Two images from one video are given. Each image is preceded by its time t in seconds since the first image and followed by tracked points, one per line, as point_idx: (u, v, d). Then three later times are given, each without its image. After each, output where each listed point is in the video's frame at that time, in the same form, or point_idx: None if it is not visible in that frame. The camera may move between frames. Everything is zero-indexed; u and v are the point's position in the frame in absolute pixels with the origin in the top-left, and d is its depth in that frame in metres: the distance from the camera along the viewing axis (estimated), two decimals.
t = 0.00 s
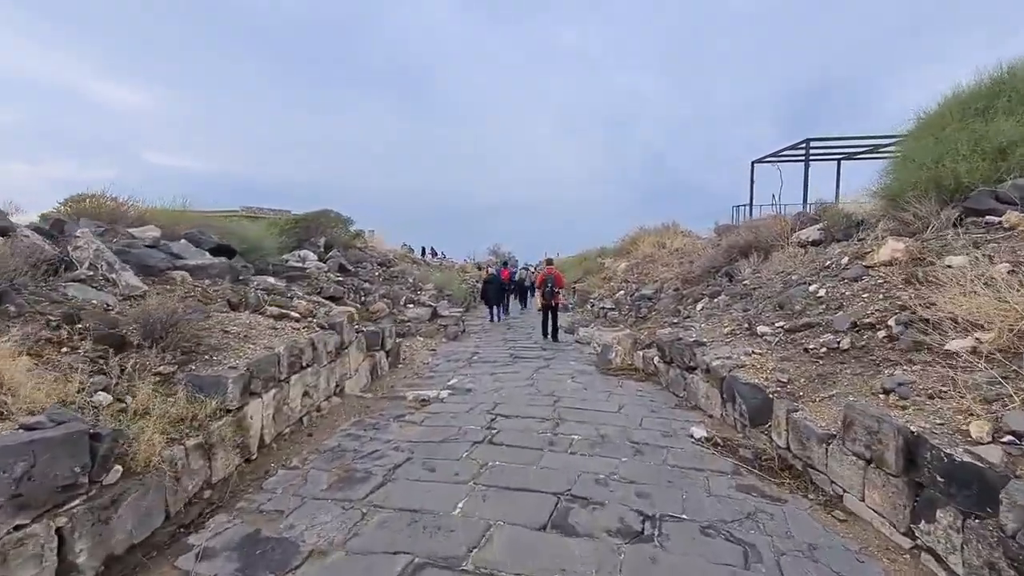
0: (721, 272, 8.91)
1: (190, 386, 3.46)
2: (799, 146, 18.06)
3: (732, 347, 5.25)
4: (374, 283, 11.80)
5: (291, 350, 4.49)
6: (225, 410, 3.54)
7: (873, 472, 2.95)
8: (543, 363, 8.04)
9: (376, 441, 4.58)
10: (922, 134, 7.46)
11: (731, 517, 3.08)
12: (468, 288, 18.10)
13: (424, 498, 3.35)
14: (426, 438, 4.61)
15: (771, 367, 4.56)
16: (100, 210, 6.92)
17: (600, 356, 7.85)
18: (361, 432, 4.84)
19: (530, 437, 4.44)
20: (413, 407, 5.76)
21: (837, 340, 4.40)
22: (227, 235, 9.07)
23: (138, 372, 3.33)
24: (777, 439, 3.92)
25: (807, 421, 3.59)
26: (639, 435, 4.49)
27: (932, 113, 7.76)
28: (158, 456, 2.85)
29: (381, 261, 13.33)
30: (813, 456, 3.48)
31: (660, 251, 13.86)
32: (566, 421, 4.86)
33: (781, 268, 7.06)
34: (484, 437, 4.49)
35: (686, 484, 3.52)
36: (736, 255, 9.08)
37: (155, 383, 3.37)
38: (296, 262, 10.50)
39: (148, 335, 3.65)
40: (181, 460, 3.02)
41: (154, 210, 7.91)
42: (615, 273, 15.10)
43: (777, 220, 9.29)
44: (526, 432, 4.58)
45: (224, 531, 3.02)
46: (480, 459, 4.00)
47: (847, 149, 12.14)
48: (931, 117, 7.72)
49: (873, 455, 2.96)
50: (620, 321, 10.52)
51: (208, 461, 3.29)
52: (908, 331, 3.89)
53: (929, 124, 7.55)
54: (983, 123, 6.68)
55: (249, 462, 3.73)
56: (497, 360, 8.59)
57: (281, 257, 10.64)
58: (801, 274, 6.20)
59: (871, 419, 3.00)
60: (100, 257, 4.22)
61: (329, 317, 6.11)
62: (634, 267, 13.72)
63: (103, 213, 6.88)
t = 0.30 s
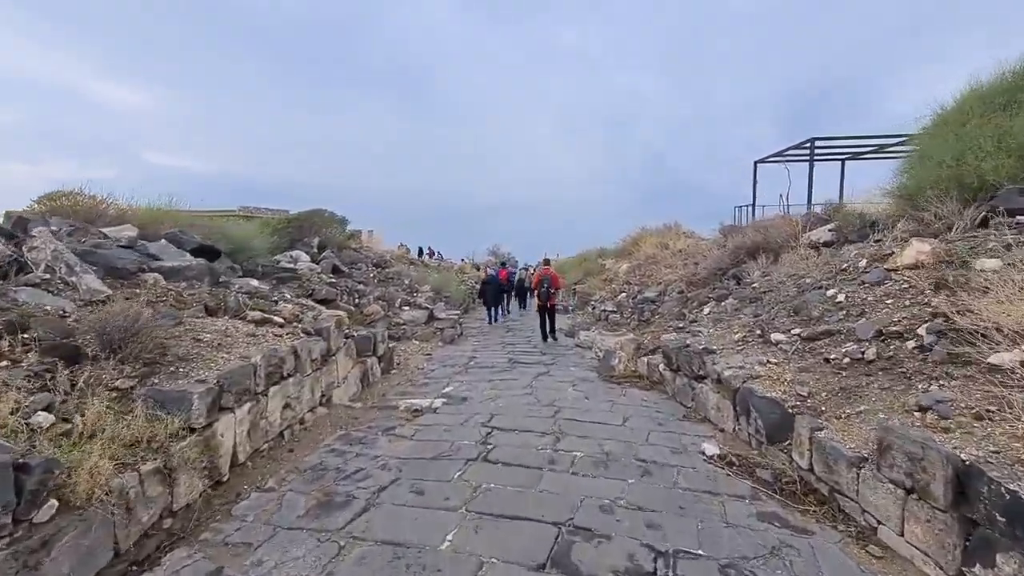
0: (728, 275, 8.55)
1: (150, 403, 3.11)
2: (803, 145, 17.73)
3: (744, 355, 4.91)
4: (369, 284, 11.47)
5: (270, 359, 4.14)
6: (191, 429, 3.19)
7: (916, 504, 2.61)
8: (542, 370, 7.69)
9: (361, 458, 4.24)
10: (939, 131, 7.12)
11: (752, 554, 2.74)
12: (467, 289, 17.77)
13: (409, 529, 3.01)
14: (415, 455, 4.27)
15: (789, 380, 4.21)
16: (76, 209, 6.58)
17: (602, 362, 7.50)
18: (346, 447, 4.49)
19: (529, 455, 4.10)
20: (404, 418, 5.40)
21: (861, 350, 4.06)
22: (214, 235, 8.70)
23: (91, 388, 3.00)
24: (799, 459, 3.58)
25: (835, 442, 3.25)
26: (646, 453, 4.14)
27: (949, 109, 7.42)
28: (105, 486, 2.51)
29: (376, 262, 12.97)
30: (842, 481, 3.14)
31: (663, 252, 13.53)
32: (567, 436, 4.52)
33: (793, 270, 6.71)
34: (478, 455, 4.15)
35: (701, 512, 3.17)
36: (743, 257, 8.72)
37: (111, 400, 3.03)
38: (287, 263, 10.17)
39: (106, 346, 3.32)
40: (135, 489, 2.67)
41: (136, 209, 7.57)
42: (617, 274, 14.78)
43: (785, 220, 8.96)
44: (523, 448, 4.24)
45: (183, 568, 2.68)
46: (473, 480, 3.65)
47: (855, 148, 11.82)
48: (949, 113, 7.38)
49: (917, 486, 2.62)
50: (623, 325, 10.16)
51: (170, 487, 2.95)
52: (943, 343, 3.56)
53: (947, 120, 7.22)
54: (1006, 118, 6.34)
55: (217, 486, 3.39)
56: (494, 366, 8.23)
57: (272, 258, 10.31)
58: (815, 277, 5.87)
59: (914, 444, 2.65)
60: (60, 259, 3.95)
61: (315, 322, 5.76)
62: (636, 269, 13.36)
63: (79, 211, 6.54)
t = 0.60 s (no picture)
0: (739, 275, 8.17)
1: (105, 414, 2.77)
2: (810, 143, 17.37)
3: (764, 360, 4.55)
4: (366, 283, 11.12)
5: (249, 363, 3.78)
6: (153, 443, 2.83)
7: (983, 537, 2.25)
8: (545, 373, 7.32)
9: (349, 472, 3.88)
10: (965, 123, 6.75)
11: None
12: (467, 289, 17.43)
13: (396, 558, 2.66)
14: (408, 468, 3.92)
15: (817, 388, 3.85)
16: (53, 202, 6.23)
17: (608, 365, 7.14)
18: (333, 459, 4.13)
19: (532, 469, 3.74)
20: (397, 426, 5.04)
21: (897, 355, 3.70)
22: (203, 231, 8.35)
23: (35, 398, 2.67)
24: (834, 478, 3.21)
25: (878, 460, 2.89)
26: (660, 467, 3.79)
27: (974, 100, 7.05)
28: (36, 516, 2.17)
29: (373, 261, 12.60)
30: (886, 506, 2.78)
31: (668, 251, 13.17)
32: (572, 447, 4.16)
33: (811, 269, 6.34)
34: (476, 468, 3.80)
35: (726, 539, 2.82)
36: (755, 256, 8.35)
37: (59, 411, 2.70)
38: (280, 261, 9.83)
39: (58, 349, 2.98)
40: (78, 516, 2.32)
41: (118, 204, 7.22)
42: (621, 274, 14.42)
43: (798, 218, 8.60)
44: (526, 462, 3.89)
45: None
46: (470, 499, 3.30)
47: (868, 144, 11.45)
48: (974, 103, 7.01)
49: (983, 516, 2.26)
50: (628, 327, 9.79)
51: (125, 511, 2.60)
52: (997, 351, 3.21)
53: (973, 111, 6.85)
54: None
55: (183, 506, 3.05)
56: (494, 369, 7.87)
57: (265, 255, 9.97)
58: (837, 275, 5.50)
59: (979, 468, 2.29)
60: (13, 250, 3.65)
61: (304, 323, 5.40)
62: (641, 268, 12.99)
63: (56, 205, 6.19)
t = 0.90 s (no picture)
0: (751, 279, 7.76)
1: (37, 444, 2.41)
2: (816, 142, 17.00)
3: (785, 373, 4.17)
4: (361, 286, 10.76)
5: (218, 379, 3.41)
6: (93, 477, 2.45)
7: None
8: (546, 383, 6.93)
9: (330, 499, 3.51)
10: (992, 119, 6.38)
11: None
12: (466, 290, 17.07)
13: None
14: (395, 495, 3.54)
15: (848, 407, 3.47)
16: (22, 200, 5.86)
17: (613, 373, 6.75)
18: (313, 484, 3.75)
19: (532, 498, 3.36)
20: (386, 442, 4.66)
21: (939, 371, 3.33)
22: (189, 231, 7.95)
23: None
24: (874, 513, 2.84)
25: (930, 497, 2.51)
26: (674, 495, 3.41)
27: (1001, 94, 6.68)
28: None
29: (369, 262, 12.21)
30: (941, 552, 2.41)
31: (673, 253, 12.81)
32: (576, 470, 3.78)
33: (830, 273, 5.95)
34: (470, 496, 3.42)
35: None
36: (767, 258, 7.95)
37: None
38: (271, 263, 9.47)
39: None
40: None
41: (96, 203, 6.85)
42: (624, 275, 14.06)
43: (811, 218, 8.23)
44: (525, 488, 3.51)
45: None
46: (462, 535, 2.92)
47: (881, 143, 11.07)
48: (1001, 98, 6.64)
49: None
50: (633, 332, 9.39)
51: (55, 560, 2.22)
52: None
53: (1000, 107, 6.48)
54: None
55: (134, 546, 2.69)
56: (493, 377, 7.47)
57: (255, 257, 9.61)
58: (861, 280, 5.13)
59: None
60: None
61: (287, 330, 5.01)
62: (645, 270, 12.59)
63: (26, 204, 5.82)
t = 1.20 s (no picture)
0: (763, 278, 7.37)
1: None
2: (821, 138, 16.64)
3: (808, 378, 3.81)
4: (355, 284, 10.41)
5: (179, 384, 3.05)
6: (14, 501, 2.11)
7: None
8: (547, 386, 6.55)
9: (305, 517, 3.15)
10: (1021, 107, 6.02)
11: None
12: (466, 290, 16.71)
13: None
14: (378, 513, 3.18)
15: (884, 417, 3.10)
16: None
17: (618, 376, 6.38)
18: (288, 500, 3.38)
19: (531, 518, 3.00)
20: (373, 452, 4.29)
21: (988, 377, 2.96)
22: (172, 226, 7.58)
23: None
24: (922, 541, 2.48)
25: (993, 526, 2.16)
26: (690, 514, 3.05)
27: None
28: None
29: (364, 260, 11.83)
30: None
31: (678, 251, 12.45)
32: (580, 485, 3.41)
33: (849, 270, 5.59)
34: (461, 516, 3.06)
35: None
36: (780, 255, 7.56)
37: None
38: (261, 261, 9.12)
39: None
40: None
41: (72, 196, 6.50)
42: (627, 274, 13.70)
43: (825, 213, 7.86)
44: (523, 507, 3.14)
45: None
46: (450, 565, 2.56)
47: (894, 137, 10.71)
48: None
49: None
50: (639, 333, 8.99)
51: None
52: None
53: None
54: None
55: None
56: (490, 379, 7.10)
57: (245, 254, 9.26)
58: (886, 276, 4.77)
59: None
60: None
61: (267, 330, 4.65)
62: (649, 269, 12.20)
63: None
